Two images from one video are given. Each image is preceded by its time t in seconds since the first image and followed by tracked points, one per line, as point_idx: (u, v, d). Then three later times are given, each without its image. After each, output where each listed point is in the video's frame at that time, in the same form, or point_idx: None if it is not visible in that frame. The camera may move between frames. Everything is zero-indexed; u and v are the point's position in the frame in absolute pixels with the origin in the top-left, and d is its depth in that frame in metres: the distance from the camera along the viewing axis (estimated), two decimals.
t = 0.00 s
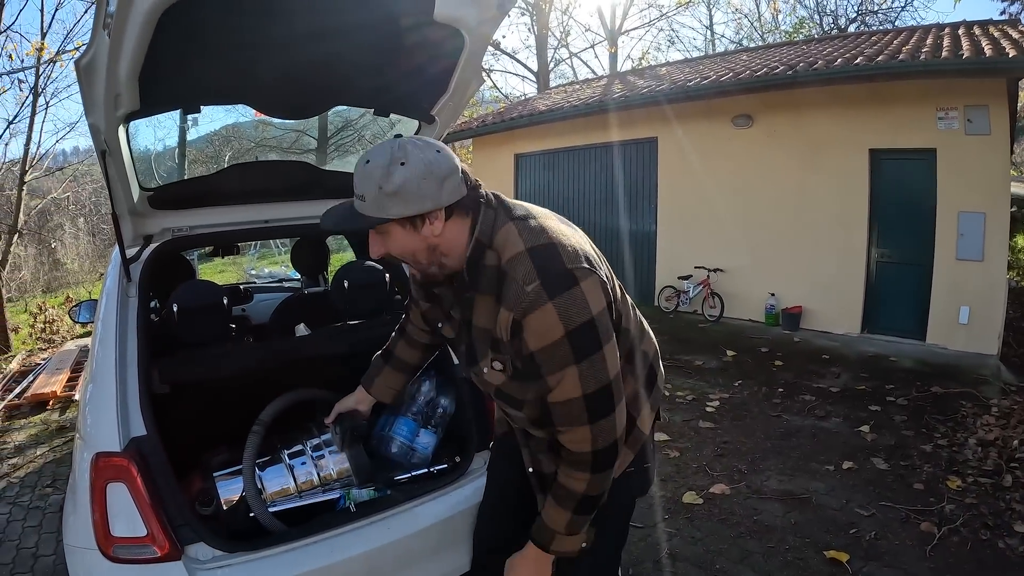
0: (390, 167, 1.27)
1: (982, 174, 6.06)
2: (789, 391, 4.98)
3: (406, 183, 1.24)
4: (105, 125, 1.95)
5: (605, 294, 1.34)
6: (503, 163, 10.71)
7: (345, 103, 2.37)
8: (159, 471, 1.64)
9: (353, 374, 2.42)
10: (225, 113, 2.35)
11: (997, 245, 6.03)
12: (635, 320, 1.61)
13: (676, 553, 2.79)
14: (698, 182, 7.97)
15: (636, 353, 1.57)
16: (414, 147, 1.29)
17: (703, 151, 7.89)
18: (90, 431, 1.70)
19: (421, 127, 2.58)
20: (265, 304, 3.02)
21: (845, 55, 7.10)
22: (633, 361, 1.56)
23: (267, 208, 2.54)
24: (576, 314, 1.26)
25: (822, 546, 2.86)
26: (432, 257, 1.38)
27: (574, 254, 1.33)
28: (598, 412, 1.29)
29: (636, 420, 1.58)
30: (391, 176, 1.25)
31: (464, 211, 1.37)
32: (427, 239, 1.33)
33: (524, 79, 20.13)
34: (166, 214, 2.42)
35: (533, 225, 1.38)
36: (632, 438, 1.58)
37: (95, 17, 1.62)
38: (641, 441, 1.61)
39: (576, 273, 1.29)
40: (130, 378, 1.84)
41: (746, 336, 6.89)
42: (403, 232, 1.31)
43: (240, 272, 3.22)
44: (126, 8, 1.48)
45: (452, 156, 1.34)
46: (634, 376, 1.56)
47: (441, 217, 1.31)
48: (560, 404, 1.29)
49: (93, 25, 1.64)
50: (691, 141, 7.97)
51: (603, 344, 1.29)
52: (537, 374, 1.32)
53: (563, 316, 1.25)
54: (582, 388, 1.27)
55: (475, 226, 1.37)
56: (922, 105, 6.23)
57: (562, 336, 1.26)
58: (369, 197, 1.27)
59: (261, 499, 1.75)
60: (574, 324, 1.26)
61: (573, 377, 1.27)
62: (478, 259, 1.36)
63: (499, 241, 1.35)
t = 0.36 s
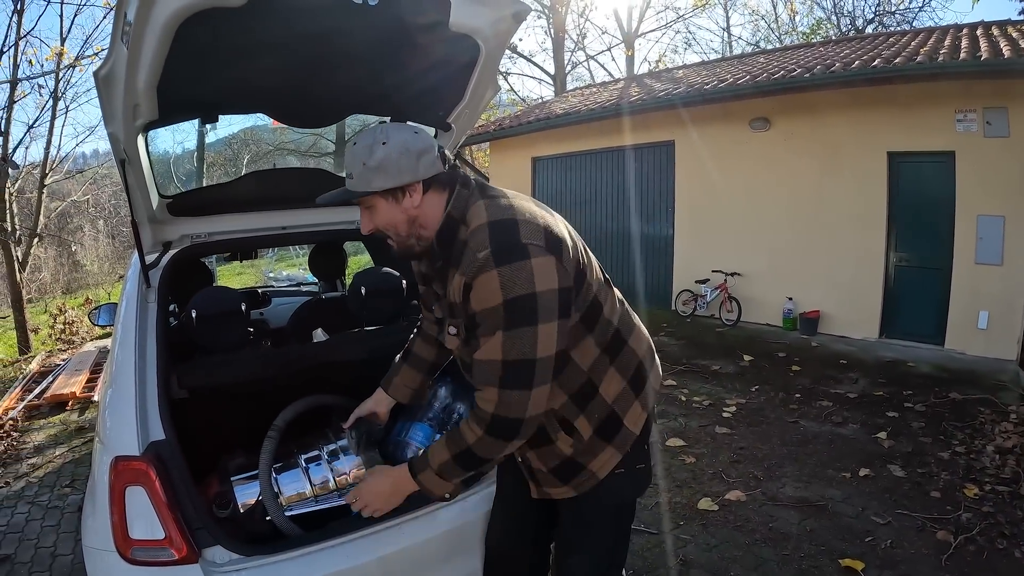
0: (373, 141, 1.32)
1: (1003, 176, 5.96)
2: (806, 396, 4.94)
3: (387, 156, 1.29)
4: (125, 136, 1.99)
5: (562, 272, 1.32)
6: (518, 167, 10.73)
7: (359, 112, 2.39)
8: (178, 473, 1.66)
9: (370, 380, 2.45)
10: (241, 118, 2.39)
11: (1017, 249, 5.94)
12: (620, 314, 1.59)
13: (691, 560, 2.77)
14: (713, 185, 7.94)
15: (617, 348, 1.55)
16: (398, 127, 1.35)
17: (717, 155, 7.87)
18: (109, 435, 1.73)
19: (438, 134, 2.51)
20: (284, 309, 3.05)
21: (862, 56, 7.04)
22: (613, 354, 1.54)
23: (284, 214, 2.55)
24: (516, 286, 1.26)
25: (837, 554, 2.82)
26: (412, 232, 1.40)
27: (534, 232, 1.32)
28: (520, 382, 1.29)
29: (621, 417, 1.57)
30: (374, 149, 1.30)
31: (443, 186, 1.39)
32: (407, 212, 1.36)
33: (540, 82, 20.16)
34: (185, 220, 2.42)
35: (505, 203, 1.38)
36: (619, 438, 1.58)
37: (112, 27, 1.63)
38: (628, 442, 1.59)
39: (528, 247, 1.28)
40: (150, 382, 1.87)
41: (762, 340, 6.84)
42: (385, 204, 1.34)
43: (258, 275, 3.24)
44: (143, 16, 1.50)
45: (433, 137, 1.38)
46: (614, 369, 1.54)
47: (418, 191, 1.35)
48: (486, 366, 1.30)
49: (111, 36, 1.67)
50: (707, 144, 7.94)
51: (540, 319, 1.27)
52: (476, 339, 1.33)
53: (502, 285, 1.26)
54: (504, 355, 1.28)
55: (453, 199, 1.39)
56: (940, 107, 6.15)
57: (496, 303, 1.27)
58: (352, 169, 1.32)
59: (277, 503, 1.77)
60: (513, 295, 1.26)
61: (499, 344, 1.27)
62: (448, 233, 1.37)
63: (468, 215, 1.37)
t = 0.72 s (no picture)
0: (316, 217, 1.48)
1: None
2: (825, 401, 4.89)
3: (331, 226, 1.45)
4: (147, 142, 1.98)
5: (424, 309, 1.39)
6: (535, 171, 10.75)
7: (379, 119, 2.38)
8: (197, 474, 1.67)
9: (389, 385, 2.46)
10: (259, 128, 2.31)
11: None
12: (559, 332, 1.56)
13: (708, 566, 2.75)
14: (729, 188, 7.91)
15: (555, 362, 1.56)
16: (339, 200, 1.52)
17: (731, 158, 7.85)
18: (130, 436, 1.74)
19: (460, 139, 2.58)
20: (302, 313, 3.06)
21: (879, 58, 6.99)
22: (548, 370, 1.55)
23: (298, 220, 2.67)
24: (368, 320, 1.37)
25: (855, 560, 2.80)
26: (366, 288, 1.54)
27: (406, 272, 1.39)
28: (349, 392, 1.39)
29: (569, 423, 1.59)
30: (321, 222, 1.46)
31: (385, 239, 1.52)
32: (357, 271, 1.50)
33: (556, 86, 20.20)
34: (204, 226, 2.53)
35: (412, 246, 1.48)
36: (569, 443, 1.59)
37: (134, 36, 1.61)
38: (579, 448, 1.60)
39: (387, 290, 1.37)
40: (171, 387, 1.88)
41: (778, 345, 6.79)
42: (338, 268, 1.50)
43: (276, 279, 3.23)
44: (163, 24, 1.50)
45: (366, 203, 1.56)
46: (551, 381, 1.56)
47: (362, 250, 1.49)
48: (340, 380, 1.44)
49: (133, 42, 1.64)
50: (722, 148, 7.91)
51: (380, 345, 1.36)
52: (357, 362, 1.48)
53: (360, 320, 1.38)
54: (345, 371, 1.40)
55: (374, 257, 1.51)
56: (957, 109, 6.09)
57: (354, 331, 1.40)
58: (308, 239, 1.47)
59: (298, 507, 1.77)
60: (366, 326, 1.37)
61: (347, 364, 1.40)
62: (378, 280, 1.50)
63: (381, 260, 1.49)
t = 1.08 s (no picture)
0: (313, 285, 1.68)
1: None
2: (830, 406, 4.89)
3: (325, 291, 1.64)
4: (156, 150, 2.00)
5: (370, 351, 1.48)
6: (538, 177, 10.78)
7: (385, 127, 2.40)
8: (206, 481, 1.68)
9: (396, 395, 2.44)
10: (270, 135, 2.33)
11: None
12: (505, 365, 1.58)
13: (714, 572, 2.75)
14: (733, 193, 7.92)
15: (503, 392, 1.57)
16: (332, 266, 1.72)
17: (735, 163, 7.86)
18: (139, 444, 1.74)
19: (466, 149, 2.64)
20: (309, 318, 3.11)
21: (883, 62, 7.00)
22: (498, 400, 1.57)
23: (308, 227, 2.67)
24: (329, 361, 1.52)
25: (862, 565, 2.79)
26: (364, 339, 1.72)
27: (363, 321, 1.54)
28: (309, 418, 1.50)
29: (529, 446, 1.57)
30: (319, 286, 1.65)
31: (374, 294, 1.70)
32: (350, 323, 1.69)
33: (559, 92, 20.27)
34: (214, 233, 2.52)
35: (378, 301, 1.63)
36: (532, 466, 1.57)
37: (144, 45, 1.63)
38: (543, 469, 1.58)
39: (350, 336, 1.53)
40: (180, 396, 1.90)
41: (784, 350, 6.78)
42: (336, 325, 1.70)
43: (282, 285, 3.31)
44: (177, 30, 1.50)
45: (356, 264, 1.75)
46: (504, 409, 1.57)
47: (352, 306, 1.68)
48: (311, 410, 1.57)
49: (143, 52, 1.66)
50: (725, 153, 7.92)
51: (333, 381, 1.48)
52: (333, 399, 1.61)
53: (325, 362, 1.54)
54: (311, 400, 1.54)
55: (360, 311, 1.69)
56: (961, 113, 6.09)
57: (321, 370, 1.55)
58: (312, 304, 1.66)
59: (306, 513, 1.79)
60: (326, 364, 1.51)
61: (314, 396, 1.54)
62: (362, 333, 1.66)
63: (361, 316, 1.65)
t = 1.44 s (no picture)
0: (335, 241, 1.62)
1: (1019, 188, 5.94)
2: (823, 411, 4.91)
3: (344, 247, 1.57)
4: (152, 158, 2.01)
5: (405, 310, 1.44)
6: (532, 183, 10.81)
7: (380, 136, 2.40)
8: (202, 489, 1.68)
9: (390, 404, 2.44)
10: (259, 142, 2.30)
11: None
12: (540, 355, 1.56)
13: None
14: (727, 197, 7.95)
15: (534, 387, 1.54)
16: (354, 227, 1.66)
17: (729, 168, 7.89)
18: (134, 451, 1.75)
19: (460, 156, 2.65)
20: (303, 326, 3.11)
21: (874, 68, 7.06)
22: (529, 395, 1.55)
23: (303, 235, 2.72)
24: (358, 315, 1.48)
25: (856, 568, 2.81)
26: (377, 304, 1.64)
27: (397, 277, 1.51)
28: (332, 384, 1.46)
29: (549, 449, 1.56)
30: (338, 245, 1.58)
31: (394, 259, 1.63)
32: (366, 285, 1.61)
33: (553, 97, 20.34)
34: (207, 241, 2.57)
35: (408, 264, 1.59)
36: (550, 468, 1.56)
37: (140, 56, 1.65)
38: (560, 474, 1.57)
39: (377, 293, 1.48)
40: (175, 403, 1.90)
41: (778, 355, 6.81)
42: (351, 284, 1.61)
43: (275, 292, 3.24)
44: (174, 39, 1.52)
45: (382, 228, 1.67)
46: (530, 406, 1.55)
47: (371, 266, 1.60)
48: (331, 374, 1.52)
49: (139, 62, 1.68)
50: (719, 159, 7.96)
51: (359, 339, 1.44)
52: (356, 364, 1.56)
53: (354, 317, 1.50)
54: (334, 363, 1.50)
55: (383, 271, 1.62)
56: (952, 118, 6.15)
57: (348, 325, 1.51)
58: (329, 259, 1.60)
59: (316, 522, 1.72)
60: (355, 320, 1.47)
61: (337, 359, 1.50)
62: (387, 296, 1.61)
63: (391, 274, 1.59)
